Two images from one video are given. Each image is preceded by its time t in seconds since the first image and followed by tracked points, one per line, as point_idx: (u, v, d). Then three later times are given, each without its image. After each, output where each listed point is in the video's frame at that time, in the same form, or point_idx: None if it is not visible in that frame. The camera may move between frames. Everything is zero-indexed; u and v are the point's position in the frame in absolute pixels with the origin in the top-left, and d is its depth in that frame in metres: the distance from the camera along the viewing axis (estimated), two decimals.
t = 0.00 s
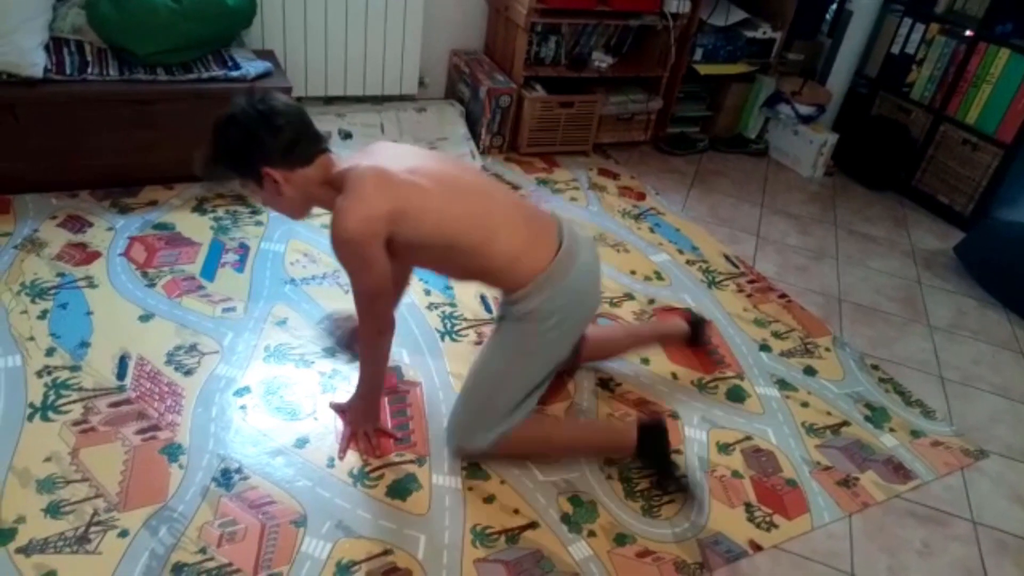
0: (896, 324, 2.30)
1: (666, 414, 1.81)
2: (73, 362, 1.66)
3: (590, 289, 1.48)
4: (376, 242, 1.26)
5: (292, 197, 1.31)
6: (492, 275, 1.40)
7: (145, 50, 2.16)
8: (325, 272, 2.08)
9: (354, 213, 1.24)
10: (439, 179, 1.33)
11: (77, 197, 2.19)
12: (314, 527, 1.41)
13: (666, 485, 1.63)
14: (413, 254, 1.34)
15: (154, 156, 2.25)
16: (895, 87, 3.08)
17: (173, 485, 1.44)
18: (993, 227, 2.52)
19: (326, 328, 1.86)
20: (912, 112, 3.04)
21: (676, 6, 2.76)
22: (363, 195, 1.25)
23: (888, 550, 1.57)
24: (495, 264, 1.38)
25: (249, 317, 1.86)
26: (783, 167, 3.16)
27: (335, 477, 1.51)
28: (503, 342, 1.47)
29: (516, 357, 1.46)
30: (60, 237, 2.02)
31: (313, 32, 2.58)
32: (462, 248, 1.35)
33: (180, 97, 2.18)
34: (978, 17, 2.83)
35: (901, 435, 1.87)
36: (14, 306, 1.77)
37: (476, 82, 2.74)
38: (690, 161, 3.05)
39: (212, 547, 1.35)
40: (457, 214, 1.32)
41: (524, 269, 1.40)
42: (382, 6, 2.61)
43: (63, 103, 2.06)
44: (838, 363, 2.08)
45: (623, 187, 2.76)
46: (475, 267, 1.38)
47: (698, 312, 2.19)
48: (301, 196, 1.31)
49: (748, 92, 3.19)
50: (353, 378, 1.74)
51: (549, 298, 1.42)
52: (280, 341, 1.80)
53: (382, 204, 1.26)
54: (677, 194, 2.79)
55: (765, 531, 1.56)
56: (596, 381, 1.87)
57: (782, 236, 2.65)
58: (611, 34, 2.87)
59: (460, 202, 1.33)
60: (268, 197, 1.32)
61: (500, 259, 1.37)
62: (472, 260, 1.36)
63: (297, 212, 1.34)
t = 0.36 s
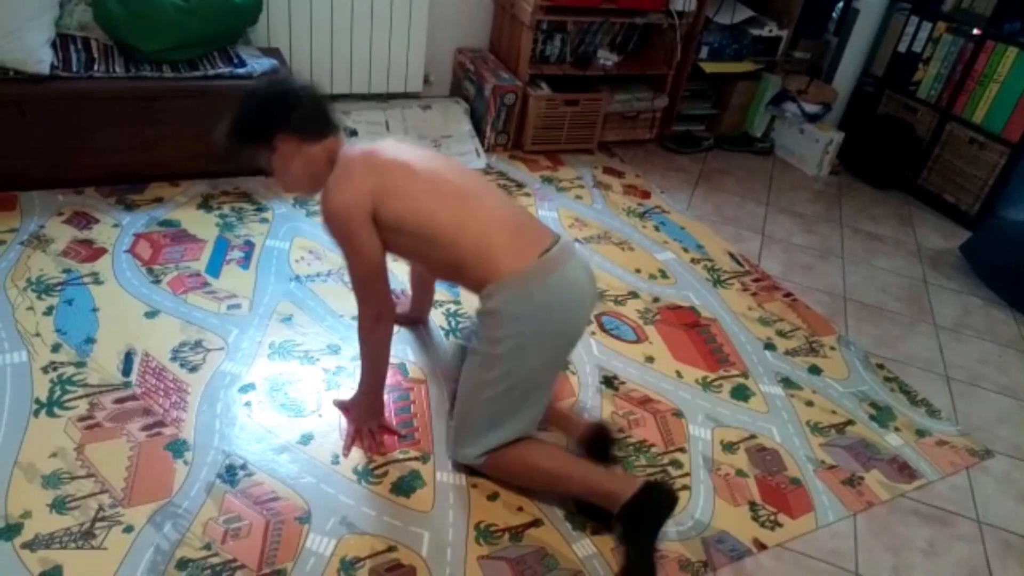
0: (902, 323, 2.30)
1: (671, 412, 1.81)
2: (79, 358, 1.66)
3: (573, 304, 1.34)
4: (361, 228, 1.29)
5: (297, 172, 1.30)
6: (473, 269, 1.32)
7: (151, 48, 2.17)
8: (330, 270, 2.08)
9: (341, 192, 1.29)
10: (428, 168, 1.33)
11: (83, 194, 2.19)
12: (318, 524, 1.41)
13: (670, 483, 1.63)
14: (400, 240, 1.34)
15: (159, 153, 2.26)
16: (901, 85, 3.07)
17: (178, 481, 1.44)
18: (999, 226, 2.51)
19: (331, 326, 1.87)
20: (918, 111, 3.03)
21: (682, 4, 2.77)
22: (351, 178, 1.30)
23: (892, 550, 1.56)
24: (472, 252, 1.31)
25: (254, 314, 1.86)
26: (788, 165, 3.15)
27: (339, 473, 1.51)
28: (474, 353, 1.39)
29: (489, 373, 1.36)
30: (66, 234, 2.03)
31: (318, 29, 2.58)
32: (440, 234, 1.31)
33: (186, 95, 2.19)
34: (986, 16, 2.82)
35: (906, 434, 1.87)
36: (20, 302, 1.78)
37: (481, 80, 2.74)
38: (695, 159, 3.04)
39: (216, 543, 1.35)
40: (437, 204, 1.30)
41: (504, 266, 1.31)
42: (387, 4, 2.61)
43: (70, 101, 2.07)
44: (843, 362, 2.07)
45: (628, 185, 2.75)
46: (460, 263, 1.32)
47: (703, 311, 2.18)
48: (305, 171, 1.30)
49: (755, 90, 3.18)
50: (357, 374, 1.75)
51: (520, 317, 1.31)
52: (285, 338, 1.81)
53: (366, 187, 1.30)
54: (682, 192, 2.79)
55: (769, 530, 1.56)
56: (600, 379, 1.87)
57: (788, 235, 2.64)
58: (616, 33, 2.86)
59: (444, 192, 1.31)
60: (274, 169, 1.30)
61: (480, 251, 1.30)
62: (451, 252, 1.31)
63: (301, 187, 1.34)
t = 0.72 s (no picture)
0: (909, 320, 2.29)
1: (678, 411, 1.81)
2: (88, 359, 1.67)
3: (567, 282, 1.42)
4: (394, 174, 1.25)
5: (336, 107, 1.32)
6: (477, 224, 1.38)
7: (157, 49, 2.17)
8: (337, 270, 2.08)
9: (377, 129, 1.25)
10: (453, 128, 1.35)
11: (91, 195, 2.20)
12: (327, 524, 1.42)
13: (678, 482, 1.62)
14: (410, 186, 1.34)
15: (167, 154, 2.26)
16: (908, 82, 3.06)
17: (187, 482, 1.45)
18: (1006, 223, 2.50)
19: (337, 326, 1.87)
20: (925, 108, 3.02)
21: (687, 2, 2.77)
22: (388, 121, 1.27)
23: (901, 548, 1.56)
24: (478, 209, 1.36)
25: (262, 314, 1.87)
26: (795, 163, 3.14)
27: (347, 473, 1.52)
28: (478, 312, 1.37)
29: (495, 338, 1.38)
30: (74, 235, 2.03)
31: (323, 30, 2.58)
32: (450, 188, 1.34)
33: (193, 96, 2.19)
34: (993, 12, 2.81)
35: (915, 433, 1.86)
36: (30, 303, 1.79)
37: (487, 80, 2.74)
38: (701, 157, 3.04)
39: (226, 543, 1.36)
40: (463, 165, 1.33)
41: (511, 228, 1.38)
42: (393, 3, 2.62)
43: (77, 102, 2.08)
44: (851, 361, 2.07)
45: (635, 183, 2.75)
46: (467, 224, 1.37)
47: (710, 309, 2.18)
48: (343, 106, 1.32)
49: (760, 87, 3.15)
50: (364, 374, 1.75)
51: (520, 286, 1.36)
52: (293, 338, 1.81)
53: (396, 132, 1.27)
54: (689, 190, 2.78)
55: (778, 528, 1.56)
56: (608, 378, 1.86)
57: (795, 233, 2.64)
58: (622, 31, 2.86)
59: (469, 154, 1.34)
60: (316, 101, 1.32)
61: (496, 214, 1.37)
62: (460, 205, 1.35)
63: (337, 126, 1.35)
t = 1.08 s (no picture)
0: (931, 318, 2.27)
1: (697, 410, 1.80)
2: (111, 357, 1.69)
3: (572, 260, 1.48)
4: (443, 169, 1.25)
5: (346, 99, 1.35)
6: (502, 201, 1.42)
7: (178, 51, 2.20)
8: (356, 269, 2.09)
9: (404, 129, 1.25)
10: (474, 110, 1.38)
11: (113, 196, 2.23)
12: (347, 520, 1.43)
13: (697, 481, 1.62)
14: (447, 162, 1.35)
15: (188, 155, 2.29)
16: (929, 78, 3.02)
17: (210, 478, 1.46)
18: None
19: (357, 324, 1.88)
20: (947, 103, 2.99)
21: None
22: (417, 115, 1.25)
23: (923, 548, 1.54)
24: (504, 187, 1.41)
25: (282, 313, 1.88)
26: (814, 161, 3.12)
27: (367, 470, 1.53)
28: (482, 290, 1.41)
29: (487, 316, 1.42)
30: (97, 235, 2.06)
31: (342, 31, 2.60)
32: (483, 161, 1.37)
33: (213, 97, 2.21)
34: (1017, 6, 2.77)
35: (937, 432, 1.84)
36: (54, 303, 1.82)
37: (504, 78, 2.74)
38: (719, 155, 3.02)
39: (248, 539, 1.37)
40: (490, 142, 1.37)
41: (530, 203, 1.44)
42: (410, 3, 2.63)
43: (100, 104, 2.11)
44: (872, 359, 2.05)
45: (652, 181, 2.75)
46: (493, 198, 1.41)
47: (729, 307, 2.17)
48: (360, 98, 1.35)
49: (779, 83, 3.14)
50: (384, 373, 1.76)
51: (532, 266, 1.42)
52: (312, 337, 1.83)
53: (434, 106, 1.28)
54: (707, 188, 2.77)
55: (797, 527, 1.55)
56: (626, 377, 1.86)
57: (815, 231, 2.62)
58: (639, 28, 2.84)
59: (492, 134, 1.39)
60: (331, 92, 1.36)
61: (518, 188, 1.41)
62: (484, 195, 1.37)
63: (355, 117, 1.37)
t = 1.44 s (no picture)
0: (932, 321, 2.27)
1: (698, 412, 1.80)
2: (113, 359, 1.70)
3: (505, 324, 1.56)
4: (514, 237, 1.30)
5: (385, 106, 1.26)
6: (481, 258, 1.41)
7: (180, 53, 2.20)
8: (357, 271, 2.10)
9: (474, 176, 1.25)
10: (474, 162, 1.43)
11: (115, 198, 2.23)
12: (348, 522, 1.43)
13: (698, 483, 1.62)
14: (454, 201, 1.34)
15: (189, 157, 2.29)
16: (930, 81, 3.03)
17: (211, 480, 1.47)
18: None
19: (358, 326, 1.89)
20: (947, 106, 2.99)
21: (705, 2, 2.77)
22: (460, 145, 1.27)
23: (924, 551, 1.55)
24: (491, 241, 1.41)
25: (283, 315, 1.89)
26: (815, 163, 3.12)
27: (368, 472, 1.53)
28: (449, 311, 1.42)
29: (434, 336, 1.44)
30: (99, 237, 2.07)
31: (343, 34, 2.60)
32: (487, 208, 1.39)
33: (215, 99, 2.22)
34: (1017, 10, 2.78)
35: (938, 434, 1.84)
36: (56, 305, 1.82)
37: (505, 81, 2.75)
38: (720, 157, 3.02)
39: (249, 541, 1.37)
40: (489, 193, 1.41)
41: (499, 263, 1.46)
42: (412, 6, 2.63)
43: (102, 106, 2.11)
44: (873, 362, 2.05)
45: (653, 184, 2.75)
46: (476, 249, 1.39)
47: (729, 310, 2.17)
48: (397, 103, 1.25)
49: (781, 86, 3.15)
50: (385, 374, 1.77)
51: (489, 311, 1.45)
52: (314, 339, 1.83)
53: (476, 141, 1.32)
54: (708, 190, 2.77)
55: (798, 530, 1.55)
56: (626, 379, 1.86)
57: (816, 233, 2.62)
58: (640, 31, 2.85)
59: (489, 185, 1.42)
60: (372, 84, 1.24)
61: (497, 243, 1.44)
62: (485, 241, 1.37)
63: (388, 115, 1.27)
